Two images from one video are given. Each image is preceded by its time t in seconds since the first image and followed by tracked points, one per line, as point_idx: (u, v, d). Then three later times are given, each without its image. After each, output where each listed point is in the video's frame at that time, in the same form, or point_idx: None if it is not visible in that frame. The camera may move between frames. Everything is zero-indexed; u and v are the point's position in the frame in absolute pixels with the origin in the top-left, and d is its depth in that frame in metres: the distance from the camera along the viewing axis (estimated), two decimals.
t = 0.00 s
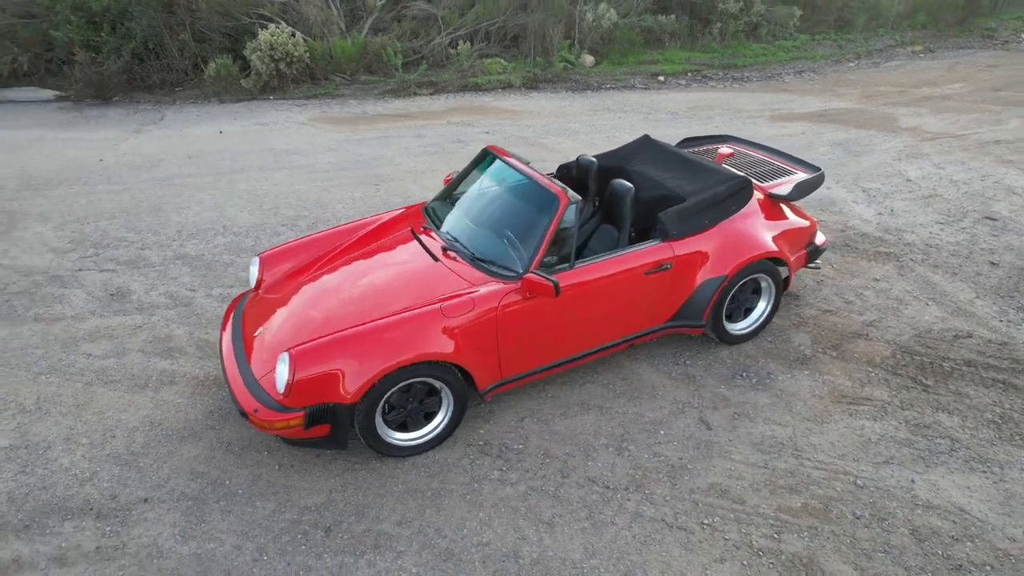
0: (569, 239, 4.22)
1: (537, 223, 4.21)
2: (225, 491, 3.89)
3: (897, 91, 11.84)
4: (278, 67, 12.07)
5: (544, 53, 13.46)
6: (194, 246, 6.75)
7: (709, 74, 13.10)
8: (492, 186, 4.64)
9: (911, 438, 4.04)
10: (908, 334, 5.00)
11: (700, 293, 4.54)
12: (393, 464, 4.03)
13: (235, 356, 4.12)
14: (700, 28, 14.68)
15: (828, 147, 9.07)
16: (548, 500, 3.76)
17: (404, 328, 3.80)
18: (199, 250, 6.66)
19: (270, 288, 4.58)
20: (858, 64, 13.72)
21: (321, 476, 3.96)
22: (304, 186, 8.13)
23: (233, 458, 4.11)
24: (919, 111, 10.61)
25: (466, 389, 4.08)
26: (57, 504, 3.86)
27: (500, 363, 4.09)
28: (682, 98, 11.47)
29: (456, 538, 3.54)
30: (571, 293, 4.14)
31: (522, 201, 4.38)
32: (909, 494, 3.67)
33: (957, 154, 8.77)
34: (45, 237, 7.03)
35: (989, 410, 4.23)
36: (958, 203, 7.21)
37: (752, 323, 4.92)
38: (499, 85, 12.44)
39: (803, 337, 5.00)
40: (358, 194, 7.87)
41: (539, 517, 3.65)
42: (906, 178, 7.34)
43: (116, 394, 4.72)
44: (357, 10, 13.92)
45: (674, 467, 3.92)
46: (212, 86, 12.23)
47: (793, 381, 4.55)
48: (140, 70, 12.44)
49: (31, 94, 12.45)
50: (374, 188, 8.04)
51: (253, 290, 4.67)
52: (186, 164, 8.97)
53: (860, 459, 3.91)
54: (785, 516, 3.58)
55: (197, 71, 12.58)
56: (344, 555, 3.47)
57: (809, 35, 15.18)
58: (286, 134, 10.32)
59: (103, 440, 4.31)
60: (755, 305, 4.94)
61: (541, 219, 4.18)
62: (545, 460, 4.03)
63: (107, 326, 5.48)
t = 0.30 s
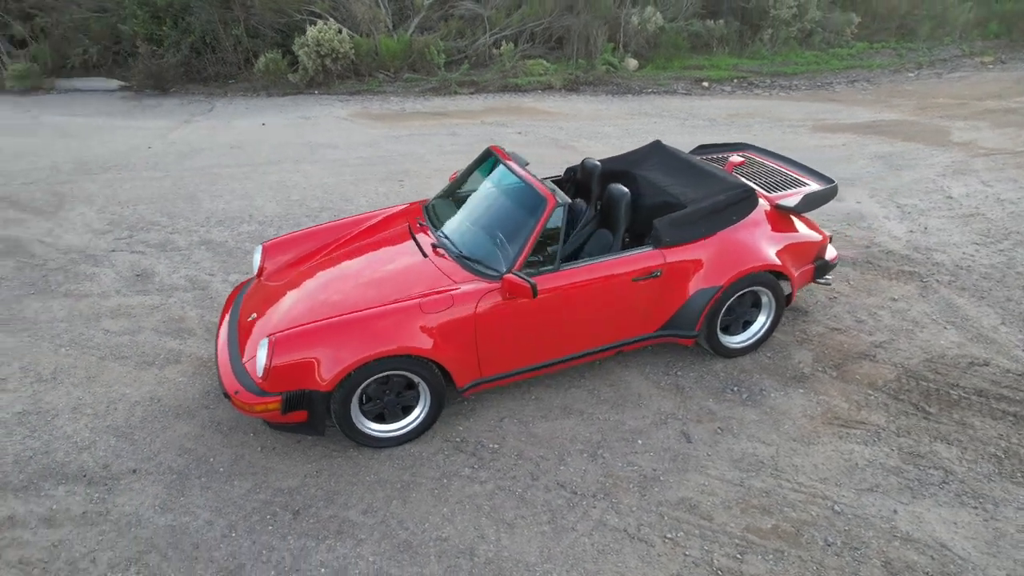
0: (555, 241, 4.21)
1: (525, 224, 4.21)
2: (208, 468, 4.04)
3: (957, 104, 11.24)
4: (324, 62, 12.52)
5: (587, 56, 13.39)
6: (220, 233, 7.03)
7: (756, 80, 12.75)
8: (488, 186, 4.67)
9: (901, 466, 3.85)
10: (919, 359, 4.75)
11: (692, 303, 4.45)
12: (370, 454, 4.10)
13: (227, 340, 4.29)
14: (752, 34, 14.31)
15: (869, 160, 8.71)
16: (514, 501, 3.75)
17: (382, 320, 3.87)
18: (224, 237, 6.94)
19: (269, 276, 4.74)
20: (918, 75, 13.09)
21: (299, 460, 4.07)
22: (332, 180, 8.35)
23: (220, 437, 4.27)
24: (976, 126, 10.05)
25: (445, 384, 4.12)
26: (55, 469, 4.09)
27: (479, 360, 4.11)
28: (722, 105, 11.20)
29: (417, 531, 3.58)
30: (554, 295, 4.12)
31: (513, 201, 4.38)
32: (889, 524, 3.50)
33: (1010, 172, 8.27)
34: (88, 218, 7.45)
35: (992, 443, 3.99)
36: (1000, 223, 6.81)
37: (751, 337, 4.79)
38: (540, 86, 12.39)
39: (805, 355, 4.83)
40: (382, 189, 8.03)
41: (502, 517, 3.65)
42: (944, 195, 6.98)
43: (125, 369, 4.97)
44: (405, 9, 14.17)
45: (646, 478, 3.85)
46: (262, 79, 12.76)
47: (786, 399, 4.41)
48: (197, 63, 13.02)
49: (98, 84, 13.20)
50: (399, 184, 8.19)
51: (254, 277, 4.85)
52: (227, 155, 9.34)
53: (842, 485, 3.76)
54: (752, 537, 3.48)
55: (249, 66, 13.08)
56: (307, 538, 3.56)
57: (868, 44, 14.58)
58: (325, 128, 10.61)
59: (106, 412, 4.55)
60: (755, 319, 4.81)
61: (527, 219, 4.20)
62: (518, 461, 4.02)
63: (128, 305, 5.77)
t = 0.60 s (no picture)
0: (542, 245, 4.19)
1: (514, 225, 4.21)
2: (197, 444, 4.22)
3: None
4: (371, 60, 12.84)
5: (633, 61, 13.24)
6: (249, 221, 7.31)
7: (807, 90, 12.33)
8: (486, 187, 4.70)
9: (887, 496, 3.67)
10: (928, 386, 4.51)
11: (683, 314, 4.37)
12: (350, 443, 4.20)
13: (226, 323, 4.48)
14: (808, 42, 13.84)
15: (914, 176, 8.30)
16: (480, 499, 3.77)
17: (364, 313, 3.97)
18: (251, 226, 7.20)
19: (273, 265, 4.92)
20: (985, 88, 12.37)
21: (283, 443, 4.20)
22: (363, 175, 8.55)
23: (213, 416, 4.45)
24: None
25: (426, 380, 4.18)
26: (61, 435, 4.35)
27: (461, 358, 4.15)
28: (766, 114, 10.89)
29: (382, 521, 3.65)
30: (538, 297, 4.13)
31: (506, 203, 4.39)
32: (862, 556, 3.35)
33: None
34: (131, 202, 7.87)
35: (992, 479, 3.76)
36: None
37: (748, 352, 4.66)
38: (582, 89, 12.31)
39: (806, 374, 4.66)
40: (409, 186, 8.17)
41: (465, 515, 3.68)
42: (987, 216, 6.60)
43: (139, 345, 5.23)
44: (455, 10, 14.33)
45: (617, 488, 3.80)
46: (312, 75, 13.20)
47: (777, 418, 4.26)
48: (254, 58, 13.57)
49: (163, 75, 13.92)
50: (426, 182, 8.31)
51: (261, 266, 5.04)
52: (268, 147, 9.69)
53: (820, 510, 3.61)
54: (714, 556, 3.39)
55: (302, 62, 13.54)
56: (276, 519, 3.68)
57: (935, 56, 13.87)
58: (365, 124, 10.87)
59: (115, 384, 4.80)
60: (754, 334, 4.67)
61: (516, 221, 4.20)
62: (492, 461, 4.04)
63: (153, 285, 6.08)
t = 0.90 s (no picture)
0: (527, 246, 4.14)
1: (499, 227, 4.19)
2: (188, 424, 4.38)
3: None
4: (411, 59, 13.04)
5: (674, 66, 13.03)
6: (272, 213, 7.54)
7: (854, 100, 11.88)
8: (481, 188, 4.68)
9: (864, 524, 3.52)
10: (930, 412, 4.29)
11: (670, 325, 4.29)
12: (330, 433, 4.28)
13: (223, 310, 4.63)
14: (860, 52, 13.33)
15: (956, 194, 7.89)
16: (447, 497, 3.79)
17: (345, 306, 4.04)
18: (273, 218, 7.42)
19: (275, 256, 5.06)
20: None
21: (267, 429, 4.32)
22: (388, 172, 8.69)
23: (207, 398, 4.61)
24: None
25: (405, 375, 4.22)
26: (66, 407, 4.59)
27: (441, 355, 4.18)
28: (806, 124, 10.56)
29: (347, 511, 3.71)
30: (519, 298, 4.12)
31: (495, 204, 4.37)
32: None
33: None
34: (166, 190, 8.22)
35: (982, 514, 3.55)
36: None
37: (740, 366, 4.53)
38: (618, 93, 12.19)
39: (799, 393, 4.51)
40: (430, 185, 8.26)
41: (429, 511, 3.70)
42: None
43: (151, 327, 5.46)
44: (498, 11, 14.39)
45: (584, 495, 3.76)
46: (355, 72, 13.51)
47: (761, 436, 4.14)
48: (301, 54, 13.97)
49: (216, 69, 14.48)
50: (448, 181, 8.38)
51: (265, 256, 5.19)
52: (303, 143, 9.97)
53: (789, 534, 3.49)
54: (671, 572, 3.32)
55: (346, 59, 13.86)
56: (247, 502, 3.78)
57: (998, 68, 13.15)
58: (399, 123, 11.04)
59: (123, 363, 5.03)
60: (747, 348, 4.54)
61: (502, 222, 4.17)
62: (464, 460, 4.06)
63: (172, 270, 6.34)
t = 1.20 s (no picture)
0: (506, 249, 4.14)
1: (479, 228, 4.20)
2: (178, 407, 4.54)
3: None
4: (448, 61, 13.19)
5: (712, 74, 12.78)
6: (292, 208, 7.74)
7: (899, 113, 11.42)
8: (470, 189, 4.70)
9: (831, 552, 3.38)
10: (924, 440, 4.09)
11: (652, 336, 4.22)
12: (310, 424, 4.37)
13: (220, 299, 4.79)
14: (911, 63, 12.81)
15: (994, 213, 7.48)
16: (411, 495, 3.82)
17: (325, 301, 4.13)
18: (292, 212, 7.62)
19: (277, 249, 5.20)
20: None
21: (251, 417, 4.44)
22: (410, 172, 8.80)
23: (200, 383, 4.76)
24: None
25: (384, 372, 4.28)
26: (71, 385, 4.82)
27: (418, 354, 4.21)
28: (844, 136, 10.21)
29: (313, 502, 3.78)
30: (498, 302, 4.12)
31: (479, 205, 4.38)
32: None
33: None
34: (197, 182, 8.54)
35: (962, 551, 3.36)
36: None
37: (726, 381, 4.41)
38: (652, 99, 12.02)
39: (788, 412, 4.36)
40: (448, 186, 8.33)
41: (392, 507, 3.74)
42: None
43: (161, 312, 5.68)
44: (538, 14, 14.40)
45: (547, 502, 3.73)
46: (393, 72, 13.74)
47: (739, 454, 4.02)
48: (343, 54, 14.29)
49: (263, 67, 14.94)
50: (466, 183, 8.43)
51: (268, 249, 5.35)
52: (333, 140, 10.19)
53: (751, 557, 3.38)
54: None
55: (386, 60, 14.10)
56: (220, 486, 3.89)
57: None
58: (429, 123, 11.18)
59: (129, 345, 5.25)
60: (734, 364, 4.42)
61: (483, 223, 4.18)
62: (435, 459, 4.07)
63: (189, 259, 6.57)
